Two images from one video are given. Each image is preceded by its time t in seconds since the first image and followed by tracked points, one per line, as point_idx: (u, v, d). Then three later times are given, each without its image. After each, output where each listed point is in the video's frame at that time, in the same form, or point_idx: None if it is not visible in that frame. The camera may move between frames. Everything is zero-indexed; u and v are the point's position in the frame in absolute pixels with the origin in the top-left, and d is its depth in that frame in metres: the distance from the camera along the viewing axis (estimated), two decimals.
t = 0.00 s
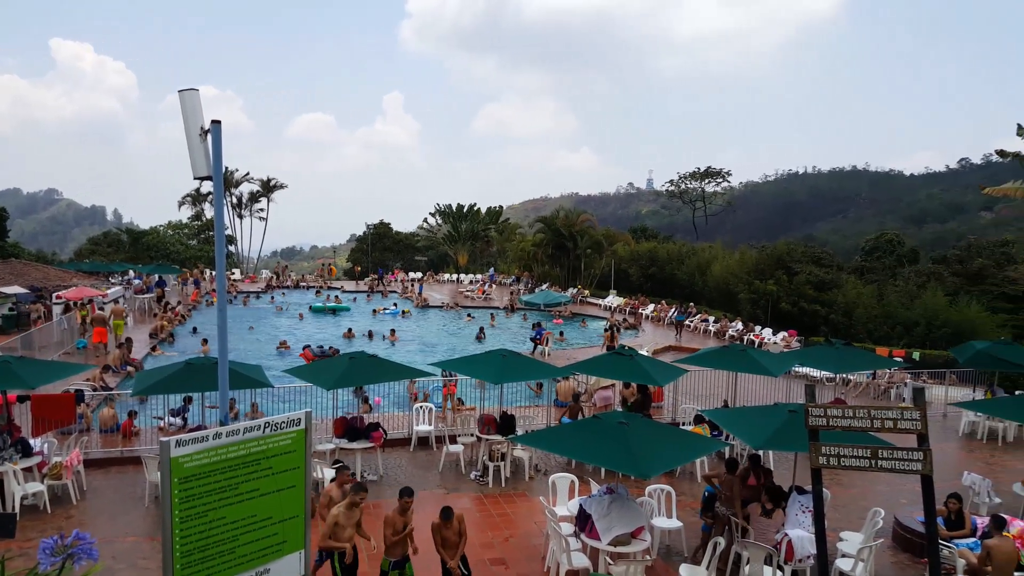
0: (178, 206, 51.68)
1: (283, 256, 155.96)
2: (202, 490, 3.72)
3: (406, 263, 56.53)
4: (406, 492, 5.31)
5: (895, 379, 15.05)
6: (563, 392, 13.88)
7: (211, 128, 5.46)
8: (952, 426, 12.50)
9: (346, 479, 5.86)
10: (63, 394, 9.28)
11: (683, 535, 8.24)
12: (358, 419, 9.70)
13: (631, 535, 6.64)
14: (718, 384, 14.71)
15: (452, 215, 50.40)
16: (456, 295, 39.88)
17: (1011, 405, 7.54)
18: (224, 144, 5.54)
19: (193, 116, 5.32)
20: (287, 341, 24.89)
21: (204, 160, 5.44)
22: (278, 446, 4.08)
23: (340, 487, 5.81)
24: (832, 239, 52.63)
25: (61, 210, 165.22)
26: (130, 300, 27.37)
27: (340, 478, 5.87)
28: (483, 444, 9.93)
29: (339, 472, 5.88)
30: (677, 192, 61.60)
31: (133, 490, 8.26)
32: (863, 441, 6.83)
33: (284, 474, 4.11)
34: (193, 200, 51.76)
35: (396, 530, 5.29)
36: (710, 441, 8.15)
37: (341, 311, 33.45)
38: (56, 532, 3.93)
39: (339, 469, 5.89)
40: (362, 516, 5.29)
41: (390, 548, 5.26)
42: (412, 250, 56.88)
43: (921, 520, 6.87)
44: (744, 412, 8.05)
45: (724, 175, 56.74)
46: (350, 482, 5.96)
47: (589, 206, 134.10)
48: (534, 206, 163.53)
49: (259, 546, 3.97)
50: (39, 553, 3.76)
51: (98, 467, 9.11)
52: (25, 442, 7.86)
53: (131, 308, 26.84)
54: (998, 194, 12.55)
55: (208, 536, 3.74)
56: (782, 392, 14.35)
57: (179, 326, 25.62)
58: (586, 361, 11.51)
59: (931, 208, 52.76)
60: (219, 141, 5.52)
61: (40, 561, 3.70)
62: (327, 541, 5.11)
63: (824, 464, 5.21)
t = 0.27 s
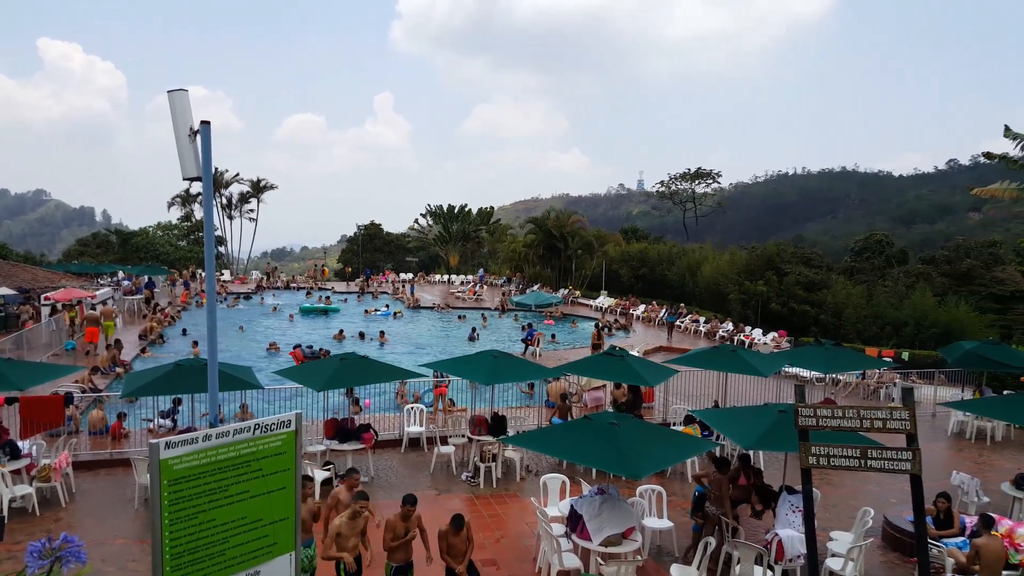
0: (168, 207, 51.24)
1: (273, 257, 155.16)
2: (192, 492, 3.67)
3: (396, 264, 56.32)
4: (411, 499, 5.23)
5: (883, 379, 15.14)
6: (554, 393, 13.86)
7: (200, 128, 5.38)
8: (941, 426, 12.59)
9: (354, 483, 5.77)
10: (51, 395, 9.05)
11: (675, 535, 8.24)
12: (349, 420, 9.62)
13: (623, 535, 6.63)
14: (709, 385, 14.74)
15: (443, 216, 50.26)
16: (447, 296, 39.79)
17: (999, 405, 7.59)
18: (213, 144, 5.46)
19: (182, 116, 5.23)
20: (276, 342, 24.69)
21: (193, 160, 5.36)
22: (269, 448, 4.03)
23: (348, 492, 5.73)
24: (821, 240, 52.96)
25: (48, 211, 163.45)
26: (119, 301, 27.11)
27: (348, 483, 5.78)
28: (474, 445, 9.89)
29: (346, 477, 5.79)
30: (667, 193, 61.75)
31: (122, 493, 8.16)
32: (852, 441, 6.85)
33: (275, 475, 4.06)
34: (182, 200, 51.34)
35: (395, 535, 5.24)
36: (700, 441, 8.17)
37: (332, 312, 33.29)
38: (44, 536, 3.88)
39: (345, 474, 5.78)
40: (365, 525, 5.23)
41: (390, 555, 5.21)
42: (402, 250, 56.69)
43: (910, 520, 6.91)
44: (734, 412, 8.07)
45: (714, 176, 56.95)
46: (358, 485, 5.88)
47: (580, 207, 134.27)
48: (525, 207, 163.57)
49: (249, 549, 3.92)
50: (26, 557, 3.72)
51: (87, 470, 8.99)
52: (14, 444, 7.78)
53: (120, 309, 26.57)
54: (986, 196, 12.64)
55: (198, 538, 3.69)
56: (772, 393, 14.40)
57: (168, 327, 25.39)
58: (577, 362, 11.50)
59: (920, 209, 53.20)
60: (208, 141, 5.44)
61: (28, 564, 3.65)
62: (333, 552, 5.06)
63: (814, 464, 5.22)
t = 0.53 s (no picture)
0: (160, 208, 50.93)
1: (266, 258, 154.51)
2: (185, 493, 3.62)
3: (390, 265, 56.16)
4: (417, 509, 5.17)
5: (876, 378, 15.19)
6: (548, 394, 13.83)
7: (193, 129, 5.34)
8: (934, 425, 12.65)
9: (363, 491, 5.67)
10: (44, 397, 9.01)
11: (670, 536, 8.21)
12: (342, 421, 9.56)
13: (617, 535, 6.61)
14: (702, 385, 14.76)
15: (436, 216, 50.15)
16: (441, 297, 39.71)
17: (991, 405, 7.62)
18: (205, 145, 5.43)
19: (174, 117, 5.19)
20: (269, 343, 24.55)
21: (185, 161, 5.32)
22: (262, 449, 3.98)
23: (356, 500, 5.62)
24: (814, 240, 53.16)
25: (38, 212, 162.18)
26: (111, 303, 26.92)
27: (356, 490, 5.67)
28: (468, 446, 9.85)
29: (354, 486, 5.68)
30: (661, 194, 61.84)
31: (116, 494, 8.08)
32: (845, 441, 6.86)
33: (269, 477, 4.01)
34: (175, 201, 51.03)
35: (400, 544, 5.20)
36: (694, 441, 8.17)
37: (325, 313, 33.17)
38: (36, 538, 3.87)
39: (355, 482, 5.67)
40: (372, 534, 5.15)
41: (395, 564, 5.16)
42: (396, 251, 56.54)
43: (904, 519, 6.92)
44: (727, 413, 8.07)
45: (707, 176, 57.09)
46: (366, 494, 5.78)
47: (573, 208, 134.35)
48: (519, 207, 163.61)
49: (243, 550, 3.87)
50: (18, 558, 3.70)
51: (80, 471, 8.89)
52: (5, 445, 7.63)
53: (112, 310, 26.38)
54: (978, 196, 12.71)
55: (192, 539, 3.64)
56: (765, 393, 14.43)
57: (161, 328, 25.22)
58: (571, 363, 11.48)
59: (912, 209, 53.50)
60: (200, 142, 5.40)
61: (21, 566, 3.63)
62: (342, 563, 4.97)
63: (807, 464, 5.21)
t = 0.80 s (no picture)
0: (156, 207, 50.74)
1: (261, 258, 154.09)
2: (180, 493, 3.60)
3: (386, 265, 56.08)
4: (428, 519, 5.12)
5: (871, 378, 15.23)
6: (544, 393, 13.83)
7: (188, 129, 5.30)
8: (929, 424, 12.70)
9: (375, 493, 5.67)
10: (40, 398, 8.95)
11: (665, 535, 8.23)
12: (338, 421, 9.55)
13: (613, 534, 6.62)
14: (698, 385, 14.78)
15: (432, 216, 50.09)
16: (437, 296, 39.68)
17: (986, 404, 7.66)
18: (201, 145, 5.39)
19: (170, 118, 5.16)
20: (264, 343, 24.48)
21: (181, 161, 5.28)
22: (257, 449, 3.96)
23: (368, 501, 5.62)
24: (809, 240, 53.31)
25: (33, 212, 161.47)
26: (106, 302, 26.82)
27: (368, 492, 5.67)
28: (464, 445, 9.84)
29: (367, 486, 5.67)
30: (657, 193, 61.88)
31: (112, 494, 8.05)
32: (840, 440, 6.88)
33: (264, 477, 4.00)
34: (170, 201, 50.82)
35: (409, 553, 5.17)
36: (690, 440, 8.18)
37: (321, 313, 33.09)
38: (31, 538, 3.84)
39: (366, 484, 5.67)
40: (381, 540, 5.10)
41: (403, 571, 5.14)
42: (392, 250, 56.45)
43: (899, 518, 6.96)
44: (723, 412, 8.08)
45: (703, 176, 57.17)
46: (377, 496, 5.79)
47: (569, 207, 134.43)
48: (515, 207, 163.60)
49: (238, 550, 3.85)
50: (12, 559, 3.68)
51: (75, 471, 8.86)
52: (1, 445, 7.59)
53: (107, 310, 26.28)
54: (972, 195, 12.76)
55: (187, 540, 3.62)
56: (761, 392, 14.46)
57: (156, 328, 25.12)
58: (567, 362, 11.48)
59: (907, 209, 53.71)
60: (195, 142, 5.36)
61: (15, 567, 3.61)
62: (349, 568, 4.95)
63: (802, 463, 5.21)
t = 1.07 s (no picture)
0: (150, 205, 50.52)
1: (256, 256, 153.72)
2: (175, 492, 3.60)
3: (381, 262, 55.98)
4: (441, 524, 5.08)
5: (866, 374, 15.30)
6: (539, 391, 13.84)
7: (182, 127, 5.27)
8: (923, 420, 12.77)
9: (391, 495, 5.63)
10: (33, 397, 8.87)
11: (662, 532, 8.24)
12: (334, 419, 9.53)
13: (608, 531, 6.63)
14: (693, 382, 14.81)
15: (428, 214, 50.03)
16: (432, 294, 39.63)
17: (980, 400, 7.71)
18: (194, 143, 5.37)
19: (163, 115, 5.12)
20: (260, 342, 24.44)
21: (174, 159, 5.25)
22: (252, 447, 3.95)
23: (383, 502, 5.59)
24: (804, 237, 53.44)
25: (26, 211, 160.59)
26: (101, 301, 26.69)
27: (384, 493, 5.64)
28: (460, 442, 9.84)
29: (383, 487, 5.63)
30: (652, 190, 61.93)
31: (106, 493, 8.02)
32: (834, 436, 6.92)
33: (259, 475, 3.99)
34: (165, 199, 50.56)
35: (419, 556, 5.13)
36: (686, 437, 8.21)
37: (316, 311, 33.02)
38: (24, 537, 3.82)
39: (383, 483, 5.67)
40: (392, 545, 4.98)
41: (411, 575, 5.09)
42: (388, 248, 56.35)
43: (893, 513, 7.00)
44: (718, 409, 8.11)
45: (698, 173, 57.24)
46: (391, 498, 5.79)
47: (565, 205, 134.43)
48: (511, 204, 163.56)
49: (233, 549, 3.84)
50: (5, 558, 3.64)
51: (69, 470, 8.82)
52: None
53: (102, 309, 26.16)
54: (966, 192, 12.81)
55: (182, 538, 3.61)
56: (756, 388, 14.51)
57: (150, 327, 25.00)
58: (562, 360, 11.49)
59: (902, 205, 53.91)
60: (189, 140, 5.34)
61: (8, 566, 3.58)
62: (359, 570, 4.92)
63: (796, 459, 5.21)
